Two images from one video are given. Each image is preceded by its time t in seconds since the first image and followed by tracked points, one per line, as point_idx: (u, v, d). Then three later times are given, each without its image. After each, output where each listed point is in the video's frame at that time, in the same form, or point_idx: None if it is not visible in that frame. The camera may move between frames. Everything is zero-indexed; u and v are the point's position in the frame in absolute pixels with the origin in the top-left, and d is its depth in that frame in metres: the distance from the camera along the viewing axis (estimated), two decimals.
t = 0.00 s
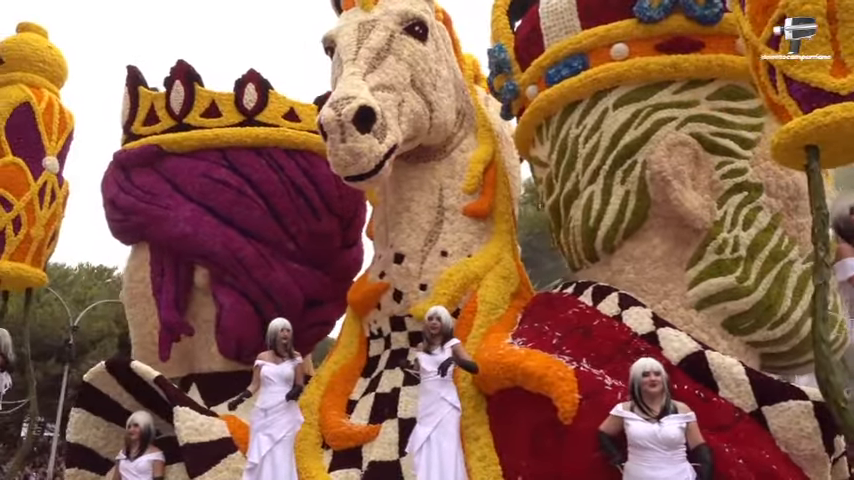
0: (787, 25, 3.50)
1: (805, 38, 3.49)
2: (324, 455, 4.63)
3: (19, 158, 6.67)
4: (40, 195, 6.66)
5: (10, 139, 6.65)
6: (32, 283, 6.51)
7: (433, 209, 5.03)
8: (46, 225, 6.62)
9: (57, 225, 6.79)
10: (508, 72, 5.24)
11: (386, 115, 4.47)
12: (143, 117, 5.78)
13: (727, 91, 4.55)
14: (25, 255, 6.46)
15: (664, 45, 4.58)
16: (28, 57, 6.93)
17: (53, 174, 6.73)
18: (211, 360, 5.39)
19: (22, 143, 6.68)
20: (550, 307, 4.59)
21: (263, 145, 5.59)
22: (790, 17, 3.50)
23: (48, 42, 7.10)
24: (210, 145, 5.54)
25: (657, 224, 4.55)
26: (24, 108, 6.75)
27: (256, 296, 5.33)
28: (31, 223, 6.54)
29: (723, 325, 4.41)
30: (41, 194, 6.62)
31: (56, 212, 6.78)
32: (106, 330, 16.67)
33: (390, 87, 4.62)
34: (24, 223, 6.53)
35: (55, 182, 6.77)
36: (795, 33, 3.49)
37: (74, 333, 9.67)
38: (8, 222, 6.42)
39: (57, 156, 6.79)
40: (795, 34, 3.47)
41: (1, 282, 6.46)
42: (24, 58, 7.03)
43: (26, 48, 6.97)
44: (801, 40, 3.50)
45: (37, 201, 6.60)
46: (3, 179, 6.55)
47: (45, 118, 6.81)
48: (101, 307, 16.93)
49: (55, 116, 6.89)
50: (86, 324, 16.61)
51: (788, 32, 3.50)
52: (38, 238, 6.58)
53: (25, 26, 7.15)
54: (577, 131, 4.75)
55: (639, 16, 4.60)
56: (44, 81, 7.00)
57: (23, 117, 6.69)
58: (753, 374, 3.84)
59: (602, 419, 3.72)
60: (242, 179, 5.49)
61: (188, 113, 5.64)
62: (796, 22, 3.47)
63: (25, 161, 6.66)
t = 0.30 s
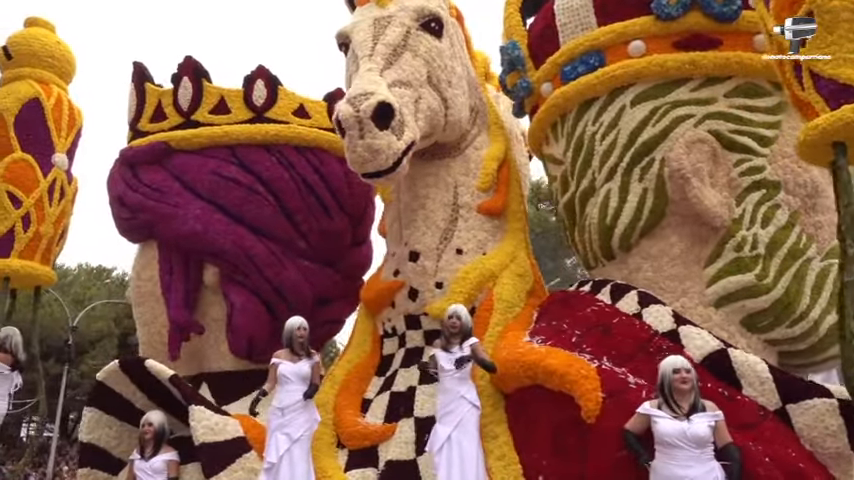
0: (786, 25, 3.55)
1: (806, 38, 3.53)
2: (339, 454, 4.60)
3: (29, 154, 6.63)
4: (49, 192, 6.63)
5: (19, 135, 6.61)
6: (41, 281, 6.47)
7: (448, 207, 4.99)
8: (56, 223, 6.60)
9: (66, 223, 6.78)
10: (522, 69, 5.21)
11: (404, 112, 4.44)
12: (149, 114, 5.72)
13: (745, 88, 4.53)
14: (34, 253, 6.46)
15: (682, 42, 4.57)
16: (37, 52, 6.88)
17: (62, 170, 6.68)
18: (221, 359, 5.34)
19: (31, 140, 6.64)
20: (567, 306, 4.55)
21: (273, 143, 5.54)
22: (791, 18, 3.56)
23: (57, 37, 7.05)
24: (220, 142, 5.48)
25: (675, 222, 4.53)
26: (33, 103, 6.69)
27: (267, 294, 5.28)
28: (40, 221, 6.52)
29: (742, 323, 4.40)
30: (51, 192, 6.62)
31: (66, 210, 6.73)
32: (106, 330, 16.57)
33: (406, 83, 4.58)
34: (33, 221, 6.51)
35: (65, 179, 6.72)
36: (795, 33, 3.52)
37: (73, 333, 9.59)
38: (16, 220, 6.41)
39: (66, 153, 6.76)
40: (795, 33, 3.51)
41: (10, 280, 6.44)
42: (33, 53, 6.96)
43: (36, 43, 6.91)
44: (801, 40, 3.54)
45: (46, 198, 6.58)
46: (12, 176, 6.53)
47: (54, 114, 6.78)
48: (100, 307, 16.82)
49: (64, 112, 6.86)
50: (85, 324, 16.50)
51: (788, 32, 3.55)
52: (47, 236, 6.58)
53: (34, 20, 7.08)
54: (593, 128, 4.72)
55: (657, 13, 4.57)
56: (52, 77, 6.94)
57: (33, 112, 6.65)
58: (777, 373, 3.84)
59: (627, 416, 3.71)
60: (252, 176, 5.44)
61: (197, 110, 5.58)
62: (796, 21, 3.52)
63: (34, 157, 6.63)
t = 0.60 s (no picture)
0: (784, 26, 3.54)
1: (805, 38, 3.50)
2: (353, 454, 4.56)
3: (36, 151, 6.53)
4: (56, 189, 6.55)
5: (25, 131, 6.48)
6: (48, 279, 6.41)
7: (462, 206, 4.97)
8: (63, 220, 6.53)
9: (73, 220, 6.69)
10: (536, 68, 5.19)
11: (422, 110, 4.41)
12: (157, 111, 5.65)
13: (762, 88, 4.52)
14: (42, 251, 6.38)
15: (700, 41, 4.55)
16: (44, 48, 6.76)
17: (69, 167, 6.61)
18: (231, 358, 5.30)
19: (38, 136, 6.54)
20: (582, 305, 4.53)
21: (282, 140, 5.47)
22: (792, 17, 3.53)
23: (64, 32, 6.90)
24: (230, 139, 5.41)
25: (691, 222, 4.52)
26: (40, 99, 6.57)
27: (278, 293, 5.23)
28: (48, 218, 6.44)
29: (759, 324, 4.39)
30: (58, 188, 6.54)
31: (71, 207, 6.66)
32: (103, 330, 16.43)
33: (423, 80, 4.55)
34: (40, 218, 6.43)
35: (71, 176, 6.65)
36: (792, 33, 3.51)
37: (70, 332, 9.50)
38: (24, 217, 6.31)
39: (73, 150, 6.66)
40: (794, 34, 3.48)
41: (17, 279, 6.35)
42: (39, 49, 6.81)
43: (42, 39, 6.77)
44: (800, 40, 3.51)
45: (53, 195, 6.50)
46: (18, 172, 6.42)
47: (61, 111, 6.67)
48: (100, 307, 16.63)
49: (70, 109, 6.74)
50: (80, 324, 16.35)
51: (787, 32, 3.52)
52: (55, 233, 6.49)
53: (39, 16, 6.92)
54: (609, 128, 4.71)
55: (674, 12, 4.56)
56: (59, 73, 6.80)
57: (40, 108, 6.55)
58: (798, 373, 3.82)
59: (650, 417, 3.67)
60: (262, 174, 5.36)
61: (205, 107, 5.51)
62: (796, 21, 3.50)
63: (41, 153, 6.53)
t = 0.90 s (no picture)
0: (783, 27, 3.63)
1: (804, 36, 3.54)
2: (373, 452, 4.58)
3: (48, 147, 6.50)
4: (68, 185, 6.49)
5: (38, 127, 6.38)
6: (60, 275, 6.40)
7: (480, 202, 4.93)
8: (75, 216, 6.50)
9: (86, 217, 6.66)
10: (553, 64, 5.16)
11: (444, 105, 4.38)
12: (169, 106, 5.59)
13: (784, 84, 4.50)
14: (54, 248, 6.36)
15: (722, 37, 4.54)
16: (54, 42, 6.67)
17: (81, 163, 6.58)
18: (244, 356, 5.25)
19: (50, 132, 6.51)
20: (603, 304, 4.52)
21: (297, 137, 5.42)
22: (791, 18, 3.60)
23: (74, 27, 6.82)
24: (243, 135, 5.34)
25: (713, 219, 4.50)
26: (52, 95, 6.52)
27: (293, 290, 5.19)
28: (61, 215, 6.42)
29: (781, 321, 4.35)
30: (70, 184, 6.51)
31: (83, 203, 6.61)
32: (102, 330, 16.33)
33: (444, 76, 4.51)
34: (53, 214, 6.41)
35: (84, 172, 6.62)
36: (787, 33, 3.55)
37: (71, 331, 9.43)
38: (37, 213, 6.27)
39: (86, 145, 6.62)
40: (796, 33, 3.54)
41: (29, 275, 6.33)
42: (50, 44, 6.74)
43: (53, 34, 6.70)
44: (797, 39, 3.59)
45: (66, 191, 6.47)
46: (31, 168, 6.33)
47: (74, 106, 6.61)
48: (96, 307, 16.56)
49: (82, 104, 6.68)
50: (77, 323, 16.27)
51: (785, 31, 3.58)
52: (67, 229, 6.47)
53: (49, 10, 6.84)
54: (630, 124, 4.69)
55: (696, 8, 4.54)
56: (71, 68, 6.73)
57: (52, 104, 6.50)
58: (826, 370, 3.80)
59: (680, 415, 3.65)
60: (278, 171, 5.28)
61: (219, 102, 5.45)
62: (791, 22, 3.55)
63: (52, 149, 6.45)
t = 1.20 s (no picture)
0: (788, 25, 4.37)
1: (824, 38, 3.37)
2: (392, 452, 4.56)
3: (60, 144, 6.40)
4: (81, 182, 6.49)
5: (51, 124, 6.36)
6: (74, 274, 6.30)
7: (498, 200, 4.91)
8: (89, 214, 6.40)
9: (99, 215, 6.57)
10: (570, 61, 5.13)
11: (464, 102, 4.35)
12: (183, 103, 5.60)
13: (804, 82, 4.49)
14: (67, 246, 6.26)
15: (742, 35, 4.52)
16: (68, 38, 6.62)
17: (94, 160, 6.56)
18: (258, 355, 5.21)
19: (63, 129, 6.42)
20: (624, 301, 4.50)
21: (312, 134, 5.40)
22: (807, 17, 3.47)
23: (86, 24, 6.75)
24: (258, 132, 5.32)
25: (732, 217, 4.48)
26: (66, 91, 6.45)
27: (309, 289, 5.16)
28: (74, 212, 6.32)
29: (802, 319, 4.33)
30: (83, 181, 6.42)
31: (96, 200, 6.57)
32: (105, 330, 16.27)
33: (464, 73, 4.48)
34: (66, 212, 6.32)
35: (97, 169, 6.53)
36: (795, 32, 4.33)
37: (74, 333, 9.37)
38: (51, 210, 6.24)
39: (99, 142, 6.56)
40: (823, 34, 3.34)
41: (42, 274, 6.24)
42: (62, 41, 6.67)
43: (66, 31, 6.64)
44: (802, 38, 4.34)
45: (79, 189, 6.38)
46: (44, 164, 6.32)
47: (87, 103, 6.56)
48: (97, 307, 16.47)
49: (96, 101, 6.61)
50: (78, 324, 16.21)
51: (789, 31, 4.36)
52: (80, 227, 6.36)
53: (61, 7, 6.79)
54: (649, 121, 4.66)
55: (716, 5, 4.53)
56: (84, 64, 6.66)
57: (66, 100, 6.43)
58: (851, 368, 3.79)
59: (708, 414, 3.65)
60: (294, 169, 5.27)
61: (233, 99, 5.43)
62: (797, 22, 4.33)
63: (66, 146, 6.42)
